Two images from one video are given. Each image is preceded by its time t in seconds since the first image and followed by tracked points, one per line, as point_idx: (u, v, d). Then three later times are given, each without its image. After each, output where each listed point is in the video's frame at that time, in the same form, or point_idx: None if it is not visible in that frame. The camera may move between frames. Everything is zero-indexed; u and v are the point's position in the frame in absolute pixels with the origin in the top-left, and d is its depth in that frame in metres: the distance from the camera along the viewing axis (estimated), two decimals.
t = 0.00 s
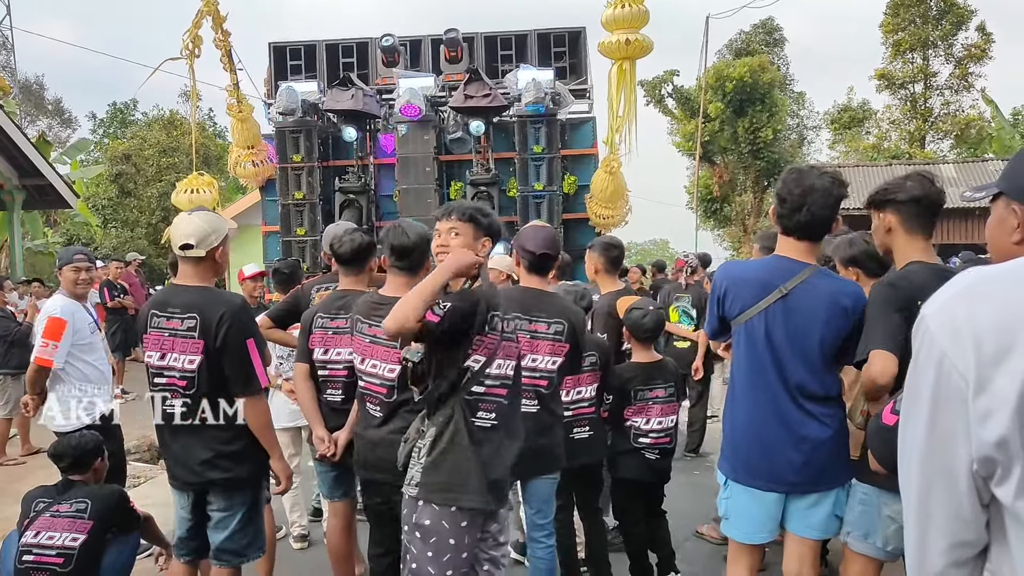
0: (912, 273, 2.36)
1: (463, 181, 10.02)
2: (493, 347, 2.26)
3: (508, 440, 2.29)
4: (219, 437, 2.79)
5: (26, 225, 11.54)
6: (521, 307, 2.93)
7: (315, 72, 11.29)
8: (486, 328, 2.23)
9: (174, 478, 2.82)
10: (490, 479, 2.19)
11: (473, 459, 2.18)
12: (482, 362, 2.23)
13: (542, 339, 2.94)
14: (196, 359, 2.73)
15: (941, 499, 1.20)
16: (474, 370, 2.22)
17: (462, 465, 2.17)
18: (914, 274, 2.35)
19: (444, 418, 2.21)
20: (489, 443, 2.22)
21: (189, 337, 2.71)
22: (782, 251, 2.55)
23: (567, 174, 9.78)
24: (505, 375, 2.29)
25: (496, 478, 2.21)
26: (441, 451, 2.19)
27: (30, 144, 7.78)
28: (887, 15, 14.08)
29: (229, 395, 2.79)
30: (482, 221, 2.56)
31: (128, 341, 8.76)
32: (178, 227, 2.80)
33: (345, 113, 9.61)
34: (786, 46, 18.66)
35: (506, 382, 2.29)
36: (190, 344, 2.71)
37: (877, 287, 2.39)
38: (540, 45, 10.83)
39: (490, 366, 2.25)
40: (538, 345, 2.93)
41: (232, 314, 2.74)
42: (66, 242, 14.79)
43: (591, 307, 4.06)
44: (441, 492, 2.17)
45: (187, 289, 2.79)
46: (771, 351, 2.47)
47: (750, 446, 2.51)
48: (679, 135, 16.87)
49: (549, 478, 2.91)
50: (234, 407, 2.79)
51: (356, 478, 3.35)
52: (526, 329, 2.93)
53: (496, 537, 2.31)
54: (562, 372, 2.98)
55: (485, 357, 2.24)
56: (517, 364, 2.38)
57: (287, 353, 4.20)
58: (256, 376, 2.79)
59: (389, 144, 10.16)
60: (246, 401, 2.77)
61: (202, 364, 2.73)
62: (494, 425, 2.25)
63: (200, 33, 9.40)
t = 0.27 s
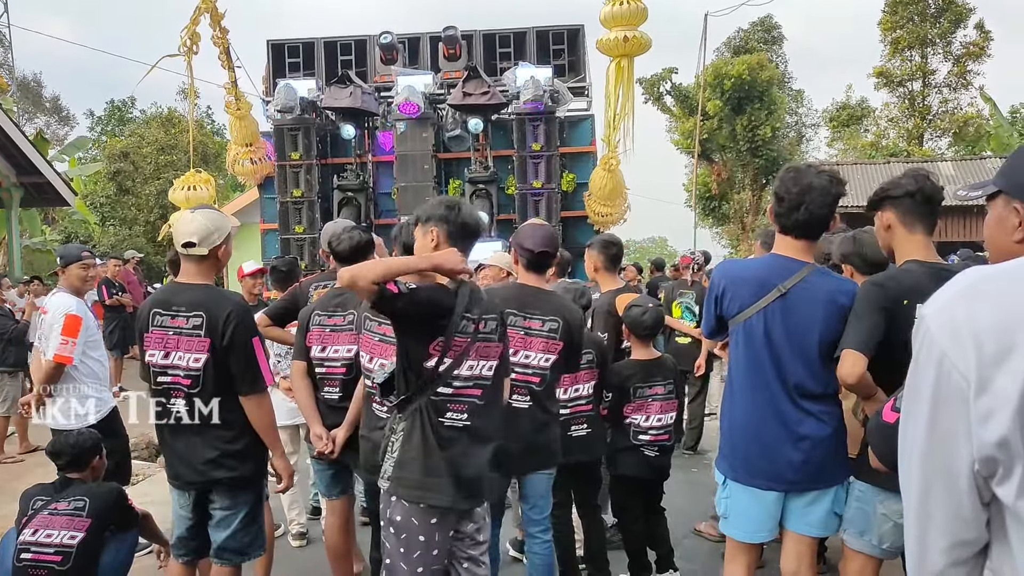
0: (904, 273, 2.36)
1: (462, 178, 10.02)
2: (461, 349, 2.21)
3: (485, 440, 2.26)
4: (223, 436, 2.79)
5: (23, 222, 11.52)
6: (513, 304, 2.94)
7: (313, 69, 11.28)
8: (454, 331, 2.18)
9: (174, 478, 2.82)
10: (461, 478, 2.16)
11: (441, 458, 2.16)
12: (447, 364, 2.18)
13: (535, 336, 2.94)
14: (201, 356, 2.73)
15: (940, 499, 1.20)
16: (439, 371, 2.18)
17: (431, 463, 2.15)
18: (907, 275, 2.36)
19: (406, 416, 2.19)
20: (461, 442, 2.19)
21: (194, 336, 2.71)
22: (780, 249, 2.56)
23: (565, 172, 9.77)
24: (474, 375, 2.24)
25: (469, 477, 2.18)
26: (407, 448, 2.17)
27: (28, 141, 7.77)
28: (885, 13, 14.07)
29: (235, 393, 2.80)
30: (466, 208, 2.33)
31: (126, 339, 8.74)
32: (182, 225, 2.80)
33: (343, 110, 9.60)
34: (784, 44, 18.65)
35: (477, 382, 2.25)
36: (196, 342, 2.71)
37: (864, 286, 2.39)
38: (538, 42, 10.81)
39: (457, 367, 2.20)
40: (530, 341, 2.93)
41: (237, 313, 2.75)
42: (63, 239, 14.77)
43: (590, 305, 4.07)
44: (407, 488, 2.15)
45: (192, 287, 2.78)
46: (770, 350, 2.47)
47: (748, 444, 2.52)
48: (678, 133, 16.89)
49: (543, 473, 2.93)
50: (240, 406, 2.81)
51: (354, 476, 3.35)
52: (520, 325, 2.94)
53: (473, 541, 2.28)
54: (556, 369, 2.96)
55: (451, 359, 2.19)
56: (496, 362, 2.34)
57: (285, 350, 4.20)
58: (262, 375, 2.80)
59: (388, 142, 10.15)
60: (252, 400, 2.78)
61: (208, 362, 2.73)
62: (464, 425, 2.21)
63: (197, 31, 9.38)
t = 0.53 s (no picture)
0: (903, 272, 2.36)
1: (461, 177, 10.01)
2: (423, 348, 2.20)
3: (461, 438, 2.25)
4: (225, 435, 2.79)
5: (23, 221, 11.52)
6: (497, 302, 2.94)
7: (312, 68, 11.27)
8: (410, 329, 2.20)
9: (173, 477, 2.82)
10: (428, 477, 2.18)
11: (405, 456, 2.18)
12: (411, 365, 2.20)
13: (517, 336, 2.94)
14: (203, 355, 2.72)
15: (947, 497, 1.21)
16: (403, 371, 2.20)
17: (398, 462, 2.19)
18: (909, 274, 2.36)
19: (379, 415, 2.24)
20: (434, 441, 2.20)
21: (196, 334, 2.71)
22: (778, 248, 2.56)
23: (565, 170, 9.77)
24: (445, 374, 2.23)
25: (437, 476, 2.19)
26: (379, 446, 2.22)
27: (27, 140, 7.76)
28: (885, 12, 14.07)
29: (237, 392, 2.81)
30: (451, 206, 2.25)
31: (126, 337, 8.74)
32: (186, 223, 2.80)
33: (343, 109, 9.60)
34: (784, 43, 18.65)
35: (449, 382, 2.24)
36: (198, 340, 2.71)
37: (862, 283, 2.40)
38: (537, 41, 10.81)
39: (422, 368, 2.21)
40: (512, 341, 2.94)
41: (239, 312, 2.75)
42: (63, 238, 14.77)
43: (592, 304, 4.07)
44: (375, 484, 2.21)
45: (194, 286, 2.78)
46: (770, 349, 2.47)
47: (748, 443, 2.53)
48: (677, 132, 16.89)
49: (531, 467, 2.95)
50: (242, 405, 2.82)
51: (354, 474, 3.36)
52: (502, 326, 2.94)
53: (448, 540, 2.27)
54: (536, 368, 2.96)
55: (413, 359, 2.20)
56: (474, 363, 2.30)
57: (285, 349, 4.20)
58: (264, 375, 2.80)
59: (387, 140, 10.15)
60: (252, 398, 2.79)
61: (210, 360, 2.73)
62: (436, 424, 2.21)
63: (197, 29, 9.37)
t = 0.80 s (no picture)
0: (904, 271, 2.37)
1: (461, 176, 10.01)
2: (395, 348, 2.24)
3: (443, 440, 2.24)
4: (224, 434, 2.80)
5: (23, 220, 11.53)
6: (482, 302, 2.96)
7: (312, 67, 11.27)
8: (380, 330, 2.26)
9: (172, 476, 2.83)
10: (406, 478, 2.22)
11: (387, 459, 2.24)
12: (387, 366, 2.24)
13: (500, 336, 2.96)
14: (200, 354, 2.72)
15: (967, 499, 1.20)
16: (380, 373, 2.25)
17: (380, 465, 2.26)
18: (910, 273, 2.36)
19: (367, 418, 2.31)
20: (415, 444, 2.22)
21: (193, 333, 2.71)
22: (777, 247, 2.56)
23: (564, 169, 9.78)
24: (422, 375, 2.23)
25: (415, 477, 2.21)
26: (367, 448, 2.29)
27: (26, 138, 7.76)
28: (885, 10, 14.06)
29: (235, 391, 2.81)
30: (431, 209, 2.28)
31: (126, 336, 8.73)
32: (185, 222, 2.80)
33: (342, 108, 9.60)
34: (784, 41, 18.65)
35: (427, 382, 2.23)
36: (195, 340, 2.71)
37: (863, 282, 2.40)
38: (537, 40, 10.81)
39: (398, 368, 2.23)
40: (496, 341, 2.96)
41: (236, 312, 2.75)
42: (63, 237, 14.77)
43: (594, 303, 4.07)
44: (363, 486, 2.29)
45: (193, 285, 2.78)
46: (770, 348, 2.47)
47: (746, 442, 2.54)
48: (677, 131, 16.89)
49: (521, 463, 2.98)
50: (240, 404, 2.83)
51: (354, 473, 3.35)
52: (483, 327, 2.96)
53: (433, 542, 2.27)
54: (519, 368, 2.97)
55: (388, 360, 2.24)
56: (455, 363, 2.26)
57: (284, 348, 4.21)
58: (261, 374, 2.80)
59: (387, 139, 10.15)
60: (250, 398, 2.79)
61: (207, 360, 2.72)
62: (417, 426, 2.22)
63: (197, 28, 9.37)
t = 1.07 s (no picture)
0: (903, 271, 2.37)
1: (460, 174, 10.00)
2: (379, 344, 2.25)
3: (437, 438, 2.22)
4: (221, 433, 2.80)
5: (21, 219, 11.52)
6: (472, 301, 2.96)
7: (310, 65, 11.26)
8: (363, 327, 2.28)
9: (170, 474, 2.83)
10: (399, 476, 2.22)
11: (381, 458, 2.25)
12: (375, 362, 2.26)
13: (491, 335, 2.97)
14: (197, 352, 2.72)
15: (972, 495, 1.20)
16: (369, 370, 2.27)
17: (374, 466, 2.27)
18: (907, 272, 2.36)
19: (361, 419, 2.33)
20: (408, 443, 2.22)
21: (190, 332, 2.71)
22: (774, 246, 2.56)
23: (563, 168, 9.78)
24: (409, 371, 2.22)
25: (406, 475, 2.21)
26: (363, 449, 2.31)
27: (25, 137, 7.75)
28: (883, 9, 14.07)
29: (231, 390, 2.80)
30: (408, 210, 2.25)
31: (124, 335, 8.72)
32: (181, 220, 2.80)
33: (341, 106, 9.59)
34: (782, 40, 18.65)
35: (415, 379, 2.22)
36: (192, 338, 2.71)
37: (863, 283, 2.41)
38: (536, 39, 10.80)
39: (384, 365, 2.24)
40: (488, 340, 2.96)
41: (233, 310, 2.75)
42: (62, 236, 14.75)
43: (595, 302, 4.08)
44: (361, 488, 2.30)
45: (190, 283, 2.78)
46: (768, 347, 2.48)
47: (745, 439, 2.54)
48: (675, 129, 16.90)
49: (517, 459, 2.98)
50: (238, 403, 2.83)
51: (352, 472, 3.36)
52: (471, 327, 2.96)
53: (435, 544, 2.26)
54: (512, 366, 2.96)
55: (375, 357, 2.26)
56: (440, 358, 2.24)
57: (281, 347, 4.22)
58: (257, 372, 2.80)
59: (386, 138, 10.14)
60: (247, 397, 2.78)
61: (203, 359, 2.72)
62: (409, 425, 2.22)
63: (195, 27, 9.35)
